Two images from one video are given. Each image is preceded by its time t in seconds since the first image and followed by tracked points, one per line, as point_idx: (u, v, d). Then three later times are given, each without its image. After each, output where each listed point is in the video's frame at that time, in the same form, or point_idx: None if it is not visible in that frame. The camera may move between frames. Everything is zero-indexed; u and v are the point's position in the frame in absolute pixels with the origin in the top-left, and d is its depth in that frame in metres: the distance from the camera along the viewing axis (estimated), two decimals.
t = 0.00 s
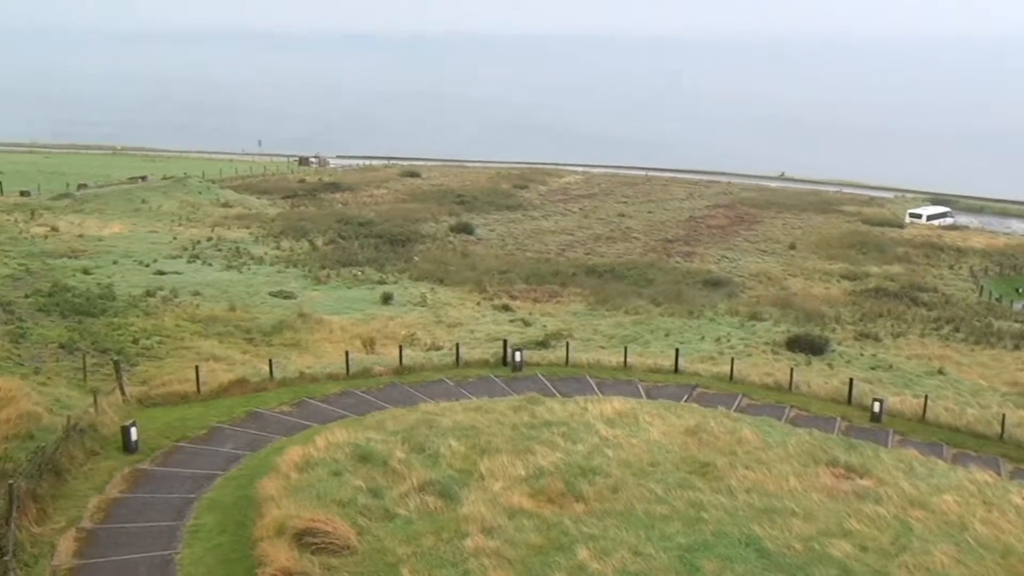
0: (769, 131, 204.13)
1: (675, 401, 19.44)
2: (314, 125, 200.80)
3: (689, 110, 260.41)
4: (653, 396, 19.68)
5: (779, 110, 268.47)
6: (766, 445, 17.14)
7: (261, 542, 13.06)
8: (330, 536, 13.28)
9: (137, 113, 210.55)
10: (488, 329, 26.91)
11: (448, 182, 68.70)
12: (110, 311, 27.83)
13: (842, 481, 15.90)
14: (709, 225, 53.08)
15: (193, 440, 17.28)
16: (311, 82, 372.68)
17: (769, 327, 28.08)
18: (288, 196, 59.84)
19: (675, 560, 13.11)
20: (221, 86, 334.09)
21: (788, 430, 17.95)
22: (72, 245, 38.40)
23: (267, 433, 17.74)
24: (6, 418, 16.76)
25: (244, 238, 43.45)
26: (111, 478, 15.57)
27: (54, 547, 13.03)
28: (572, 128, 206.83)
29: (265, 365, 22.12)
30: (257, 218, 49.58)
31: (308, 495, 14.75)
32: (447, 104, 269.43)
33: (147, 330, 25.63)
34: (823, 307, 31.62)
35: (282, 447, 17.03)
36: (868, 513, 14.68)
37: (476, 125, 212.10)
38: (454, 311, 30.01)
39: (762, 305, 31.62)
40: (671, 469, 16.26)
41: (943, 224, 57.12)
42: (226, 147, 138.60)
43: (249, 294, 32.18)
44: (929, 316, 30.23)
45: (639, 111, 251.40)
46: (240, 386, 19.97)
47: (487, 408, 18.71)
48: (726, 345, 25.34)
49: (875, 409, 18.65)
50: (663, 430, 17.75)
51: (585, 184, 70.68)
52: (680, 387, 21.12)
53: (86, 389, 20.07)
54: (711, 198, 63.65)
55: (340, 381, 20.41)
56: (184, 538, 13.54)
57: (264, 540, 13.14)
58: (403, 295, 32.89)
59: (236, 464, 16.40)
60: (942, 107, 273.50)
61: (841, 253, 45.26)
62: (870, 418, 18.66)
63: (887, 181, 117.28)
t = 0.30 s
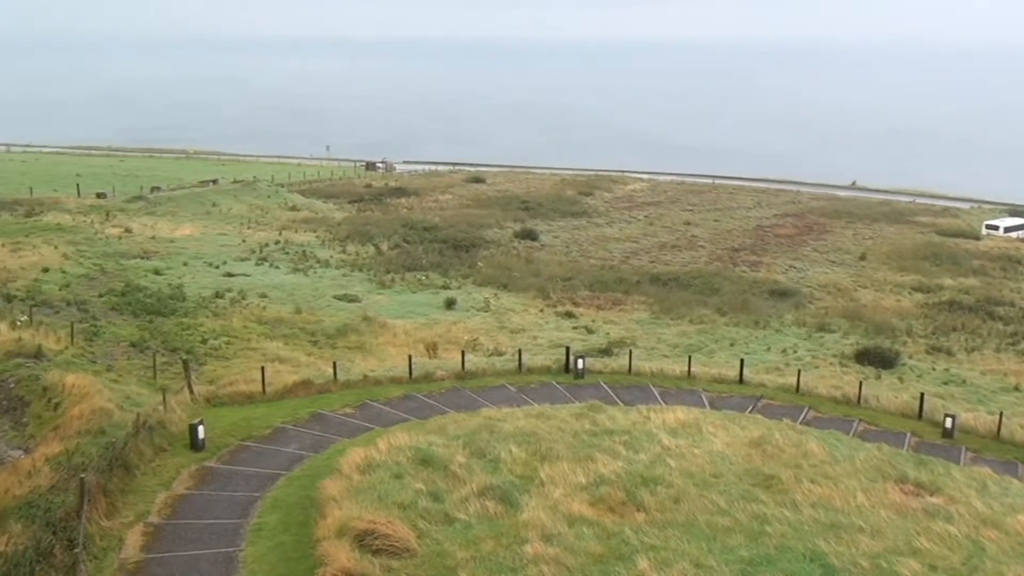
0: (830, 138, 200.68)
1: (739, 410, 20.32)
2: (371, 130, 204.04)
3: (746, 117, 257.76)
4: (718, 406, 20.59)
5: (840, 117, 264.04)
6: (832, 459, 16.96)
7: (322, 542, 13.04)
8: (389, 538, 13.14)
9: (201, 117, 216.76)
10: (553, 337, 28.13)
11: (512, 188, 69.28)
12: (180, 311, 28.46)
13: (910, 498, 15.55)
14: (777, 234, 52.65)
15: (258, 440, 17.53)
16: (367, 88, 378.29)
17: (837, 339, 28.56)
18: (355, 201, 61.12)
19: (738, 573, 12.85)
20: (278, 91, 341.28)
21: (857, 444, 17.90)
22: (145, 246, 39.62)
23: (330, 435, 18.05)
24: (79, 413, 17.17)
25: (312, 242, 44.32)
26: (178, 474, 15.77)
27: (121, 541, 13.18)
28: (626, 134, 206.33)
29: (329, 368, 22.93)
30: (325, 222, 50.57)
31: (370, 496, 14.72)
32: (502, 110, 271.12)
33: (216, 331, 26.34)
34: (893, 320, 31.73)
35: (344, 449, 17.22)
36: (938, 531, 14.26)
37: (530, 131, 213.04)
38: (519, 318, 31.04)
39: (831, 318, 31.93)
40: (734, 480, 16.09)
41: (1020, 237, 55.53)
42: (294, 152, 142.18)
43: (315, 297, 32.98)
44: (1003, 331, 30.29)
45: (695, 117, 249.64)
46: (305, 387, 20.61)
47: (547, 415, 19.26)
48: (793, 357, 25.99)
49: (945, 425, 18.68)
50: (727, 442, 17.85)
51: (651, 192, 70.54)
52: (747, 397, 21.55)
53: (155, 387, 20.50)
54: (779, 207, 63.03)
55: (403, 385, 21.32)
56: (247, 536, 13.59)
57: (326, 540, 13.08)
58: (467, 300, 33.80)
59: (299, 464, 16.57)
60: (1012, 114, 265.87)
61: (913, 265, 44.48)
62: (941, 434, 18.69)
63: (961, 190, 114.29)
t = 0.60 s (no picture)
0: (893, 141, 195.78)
1: (800, 419, 20.04)
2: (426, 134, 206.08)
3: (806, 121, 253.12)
4: (777, 414, 20.37)
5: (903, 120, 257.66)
6: (896, 471, 16.63)
7: (379, 542, 13.20)
8: (445, 541, 13.22)
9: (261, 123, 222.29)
10: (611, 342, 28.10)
11: (570, 192, 69.29)
12: (242, 311, 29.19)
13: (978, 513, 15.13)
14: (839, 241, 51.65)
15: (317, 440, 17.89)
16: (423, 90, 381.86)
17: (901, 349, 27.91)
18: (414, 204, 61.87)
19: None
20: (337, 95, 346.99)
21: (921, 457, 17.53)
22: (209, 247, 40.67)
23: (387, 436, 18.33)
24: (143, 409, 17.68)
25: (372, 244, 45.02)
26: (239, 472, 16.16)
27: (183, 536, 13.51)
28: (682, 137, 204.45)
29: (387, 369, 23.25)
30: (384, 224, 51.26)
31: (426, 497, 14.87)
32: (553, 115, 271.26)
33: (277, 331, 26.93)
34: (962, 330, 30.89)
35: (402, 450, 17.47)
36: (1007, 548, 13.84)
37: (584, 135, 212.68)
38: (576, 322, 31.09)
39: (895, 326, 31.23)
40: (794, 490, 15.87)
41: None
42: (353, 156, 144.55)
43: (374, 299, 33.48)
44: None
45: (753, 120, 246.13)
46: (363, 388, 20.96)
47: (605, 420, 19.37)
48: (856, 366, 25.50)
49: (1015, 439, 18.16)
50: (786, 451, 17.62)
51: (711, 197, 69.76)
52: (807, 406, 21.26)
53: (216, 385, 21.04)
54: (843, 214, 61.79)
55: (460, 387, 21.58)
56: (305, 534, 13.83)
57: (382, 541, 13.22)
58: (525, 304, 33.95)
59: (357, 464, 16.85)
60: None
61: (982, 274, 43.18)
62: (1010, 448, 18.17)
63: None
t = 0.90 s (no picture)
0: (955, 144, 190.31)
1: (856, 427, 19.69)
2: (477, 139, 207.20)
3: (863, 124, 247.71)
4: (832, 422, 20.08)
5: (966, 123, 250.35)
6: (955, 482, 16.29)
7: (430, 544, 13.41)
8: (495, 543, 13.36)
9: (316, 128, 226.23)
10: (662, 346, 27.97)
11: (622, 196, 69.02)
12: (296, 312, 29.85)
13: None
14: (898, 246, 50.47)
15: (369, 440, 18.24)
16: (475, 95, 383.51)
17: (962, 357, 27.19)
18: (466, 206, 62.38)
19: None
20: (390, 99, 350.95)
21: (982, 468, 17.13)
22: (264, 248, 41.63)
23: (438, 437, 18.60)
24: (199, 407, 18.24)
25: (424, 247, 45.51)
26: (292, 471, 16.57)
27: (236, 534, 13.90)
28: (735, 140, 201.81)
29: (439, 371, 23.53)
30: (435, 227, 51.77)
31: (477, 499, 15.04)
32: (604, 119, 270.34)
33: (330, 332, 27.47)
34: None
35: (453, 452, 17.70)
36: None
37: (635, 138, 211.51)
38: (627, 326, 31.02)
39: (955, 334, 30.44)
40: (850, 499, 15.64)
41: None
42: (406, 159, 146.01)
43: (425, 301, 33.88)
44: None
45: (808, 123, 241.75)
46: (415, 390, 21.28)
47: (657, 426, 19.33)
48: (914, 374, 24.94)
49: None
50: (842, 459, 17.35)
51: (766, 201, 68.75)
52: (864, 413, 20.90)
53: (270, 385, 21.60)
54: (902, 218, 60.35)
55: (512, 391, 21.74)
56: (356, 535, 14.13)
57: (433, 542, 13.42)
58: (576, 307, 33.99)
59: (408, 466, 17.13)
60: None
61: None
62: None
63: None
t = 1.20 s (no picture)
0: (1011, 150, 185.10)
1: (904, 437, 19.39)
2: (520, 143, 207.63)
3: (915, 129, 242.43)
4: (879, 431, 19.82)
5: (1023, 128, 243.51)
6: (1007, 496, 15.97)
7: (471, 546, 13.57)
8: (538, 547, 13.47)
9: (361, 131, 228.99)
10: (706, 352, 27.79)
11: (667, 201, 68.56)
12: (341, 313, 30.33)
13: None
14: (949, 254, 49.36)
15: (411, 442, 18.51)
16: (519, 98, 384.40)
17: (1014, 368, 26.55)
18: (511, 209, 62.65)
19: None
20: (435, 104, 353.39)
21: None
22: (310, 249, 42.32)
23: (480, 440, 18.79)
24: (245, 406, 18.71)
25: (468, 249, 45.83)
26: (336, 471, 16.88)
27: (280, 531, 14.20)
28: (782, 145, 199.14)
29: (482, 374, 23.73)
30: (479, 230, 52.08)
31: (518, 502, 15.15)
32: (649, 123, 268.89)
33: (374, 333, 27.86)
34: None
35: (494, 455, 17.88)
36: None
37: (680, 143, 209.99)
38: (671, 331, 30.89)
39: (1009, 344, 29.70)
40: (897, 510, 15.41)
41: None
42: (450, 161, 146.84)
43: (469, 303, 34.14)
44: None
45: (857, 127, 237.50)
46: (458, 392, 21.53)
47: (701, 432, 19.27)
48: (965, 384, 24.43)
49: None
50: (889, 469, 17.11)
51: (814, 207, 67.76)
52: (912, 423, 20.56)
53: (314, 385, 22.01)
54: (953, 225, 58.99)
55: (555, 395, 21.82)
56: (398, 535, 14.37)
57: (475, 544, 13.59)
58: (619, 312, 33.92)
59: (449, 468, 17.34)
60: None
61: None
62: None
63: None
